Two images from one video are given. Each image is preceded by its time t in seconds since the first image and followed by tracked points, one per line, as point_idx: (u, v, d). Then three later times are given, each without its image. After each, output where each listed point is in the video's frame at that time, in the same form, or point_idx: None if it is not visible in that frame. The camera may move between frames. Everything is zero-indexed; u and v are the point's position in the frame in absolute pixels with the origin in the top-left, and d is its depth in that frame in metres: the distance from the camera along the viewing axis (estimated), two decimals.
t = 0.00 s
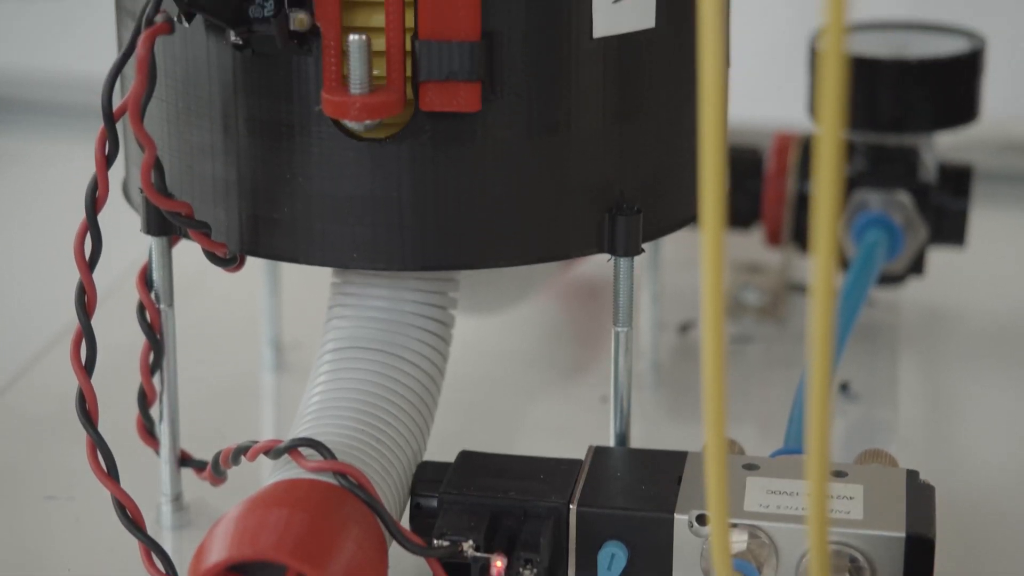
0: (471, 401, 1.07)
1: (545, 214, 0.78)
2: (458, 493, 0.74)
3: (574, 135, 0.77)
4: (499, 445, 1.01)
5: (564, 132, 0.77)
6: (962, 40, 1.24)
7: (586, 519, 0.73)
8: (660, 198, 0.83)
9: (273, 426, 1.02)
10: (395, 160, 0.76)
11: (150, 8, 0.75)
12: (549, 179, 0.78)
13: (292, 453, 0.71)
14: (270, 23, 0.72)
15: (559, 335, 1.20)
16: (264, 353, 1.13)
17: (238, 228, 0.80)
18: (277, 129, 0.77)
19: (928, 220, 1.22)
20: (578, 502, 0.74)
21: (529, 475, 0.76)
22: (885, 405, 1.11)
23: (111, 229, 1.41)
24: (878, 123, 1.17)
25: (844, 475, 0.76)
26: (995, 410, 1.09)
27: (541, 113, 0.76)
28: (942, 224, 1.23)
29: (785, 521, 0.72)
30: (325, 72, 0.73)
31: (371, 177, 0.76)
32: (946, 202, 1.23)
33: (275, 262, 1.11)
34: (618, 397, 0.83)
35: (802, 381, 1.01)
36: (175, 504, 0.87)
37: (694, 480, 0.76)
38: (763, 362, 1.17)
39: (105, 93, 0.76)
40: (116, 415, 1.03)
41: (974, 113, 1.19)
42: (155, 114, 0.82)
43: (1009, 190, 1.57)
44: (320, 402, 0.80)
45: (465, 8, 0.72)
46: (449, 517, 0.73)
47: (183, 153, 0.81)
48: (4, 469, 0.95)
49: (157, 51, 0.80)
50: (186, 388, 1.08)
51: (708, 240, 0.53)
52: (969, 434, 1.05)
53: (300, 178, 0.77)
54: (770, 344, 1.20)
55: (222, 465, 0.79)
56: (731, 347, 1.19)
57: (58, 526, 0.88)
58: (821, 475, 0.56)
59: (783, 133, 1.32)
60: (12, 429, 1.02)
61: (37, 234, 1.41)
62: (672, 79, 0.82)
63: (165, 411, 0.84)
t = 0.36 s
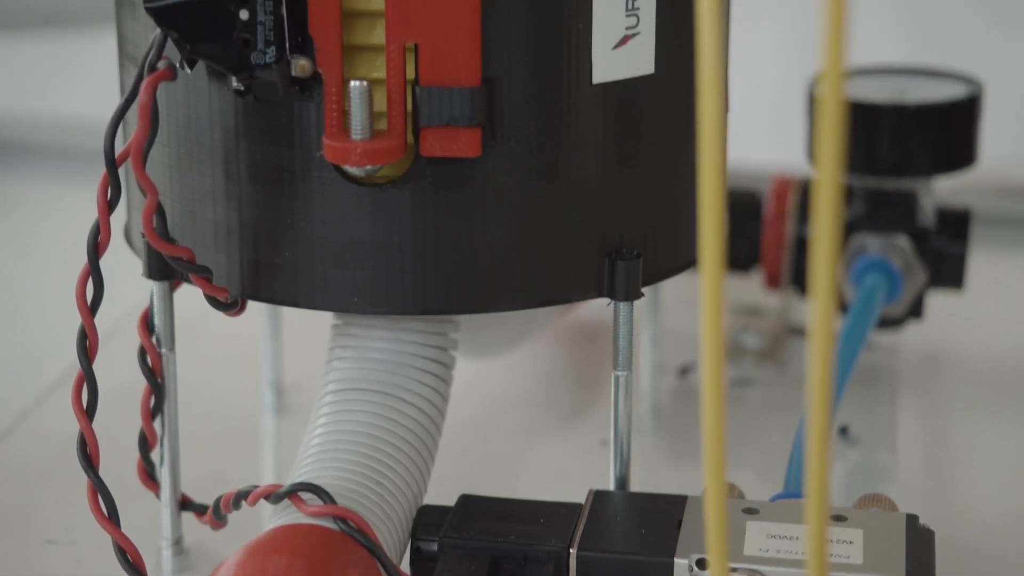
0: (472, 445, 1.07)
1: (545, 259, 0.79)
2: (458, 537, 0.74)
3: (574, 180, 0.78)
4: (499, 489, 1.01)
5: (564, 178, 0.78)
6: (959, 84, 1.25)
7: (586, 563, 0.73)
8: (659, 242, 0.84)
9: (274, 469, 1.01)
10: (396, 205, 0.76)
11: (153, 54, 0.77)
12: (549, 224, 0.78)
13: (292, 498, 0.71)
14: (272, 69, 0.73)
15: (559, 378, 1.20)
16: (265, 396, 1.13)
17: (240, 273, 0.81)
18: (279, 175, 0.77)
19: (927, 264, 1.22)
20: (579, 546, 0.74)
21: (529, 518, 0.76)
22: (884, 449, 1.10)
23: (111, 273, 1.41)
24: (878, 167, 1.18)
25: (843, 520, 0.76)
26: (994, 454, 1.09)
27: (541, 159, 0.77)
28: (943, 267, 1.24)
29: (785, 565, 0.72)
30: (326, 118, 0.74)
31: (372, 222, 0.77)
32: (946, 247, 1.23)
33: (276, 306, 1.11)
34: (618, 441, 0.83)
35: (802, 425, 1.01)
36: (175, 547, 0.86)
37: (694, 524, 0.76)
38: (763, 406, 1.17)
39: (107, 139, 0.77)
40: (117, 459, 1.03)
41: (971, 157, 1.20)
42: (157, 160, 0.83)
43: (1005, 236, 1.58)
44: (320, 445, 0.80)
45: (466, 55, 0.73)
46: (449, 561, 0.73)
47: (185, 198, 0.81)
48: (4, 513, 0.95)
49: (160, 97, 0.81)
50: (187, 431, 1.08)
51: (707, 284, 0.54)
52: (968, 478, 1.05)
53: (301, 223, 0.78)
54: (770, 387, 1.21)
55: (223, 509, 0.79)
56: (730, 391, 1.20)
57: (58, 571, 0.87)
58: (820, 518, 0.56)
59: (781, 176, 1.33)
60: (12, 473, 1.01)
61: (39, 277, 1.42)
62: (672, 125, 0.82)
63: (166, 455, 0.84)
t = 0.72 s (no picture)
0: (472, 486, 1.07)
1: (545, 301, 0.79)
2: None
3: (574, 223, 0.79)
4: (500, 531, 1.01)
5: (564, 220, 0.78)
6: (957, 126, 1.26)
7: None
8: (659, 284, 0.84)
9: (274, 511, 1.01)
10: (397, 248, 0.77)
11: (154, 98, 0.78)
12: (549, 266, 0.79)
13: (292, 540, 0.71)
14: (274, 112, 0.73)
15: (559, 418, 1.20)
16: (265, 437, 1.13)
17: (241, 315, 0.81)
18: (280, 218, 0.78)
19: (925, 306, 1.22)
20: None
21: (529, 561, 0.77)
22: (884, 490, 1.10)
23: (111, 314, 1.41)
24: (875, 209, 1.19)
25: (843, 562, 0.76)
26: (994, 496, 1.09)
27: (541, 201, 0.77)
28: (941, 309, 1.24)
29: None
30: (327, 160, 0.75)
31: (372, 265, 0.77)
32: (943, 287, 1.24)
33: (277, 349, 1.11)
34: (617, 483, 0.83)
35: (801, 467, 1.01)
36: None
37: (694, 566, 0.76)
38: (763, 446, 1.17)
39: (109, 183, 0.78)
40: (118, 501, 1.03)
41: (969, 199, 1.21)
42: (158, 203, 0.83)
43: (1004, 278, 1.58)
44: (321, 486, 0.80)
45: (467, 100, 0.73)
46: None
47: (186, 241, 0.82)
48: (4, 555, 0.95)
49: (161, 141, 0.82)
50: (187, 472, 1.08)
51: (707, 325, 0.54)
52: (968, 520, 1.04)
53: (302, 265, 0.78)
54: (770, 429, 1.20)
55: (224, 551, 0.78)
56: (730, 432, 1.20)
57: None
58: (819, 559, 0.56)
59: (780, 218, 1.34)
60: (13, 514, 1.01)
61: (41, 317, 1.42)
62: (671, 167, 0.83)
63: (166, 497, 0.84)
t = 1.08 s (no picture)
0: (472, 523, 1.07)
1: (545, 338, 0.79)
2: None
3: (574, 261, 0.79)
4: (500, 568, 1.00)
5: (564, 257, 0.79)
6: (956, 164, 1.27)
7: None
8: (659, 320, 0.84)
9: (274, 548, 1.01)
10: (398, 285, 0.77)
11: (156, 137, 0.78)
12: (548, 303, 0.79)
13: None
14: (277, 150, 0.74)
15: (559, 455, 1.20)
16: (265, 473, 1.13)
17: (242, 352, 0.81)
18: (281, 255, 0.78)
19: (925, 342, 1.21)
20: None
21: None
22: (884, 527, 1.10)
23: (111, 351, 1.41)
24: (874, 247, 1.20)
25: None
26: (994, 533, 1.08)
27: (542, 239, 0.78)
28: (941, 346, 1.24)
29: None
30: (327, 189, 0.76)
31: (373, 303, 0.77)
32: (942, 323, 1.24)
33: (277, 386, 1.12)
34: (617, 520, 0.83)
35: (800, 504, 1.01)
36: None
37: None
38: (764, 483, 1.17)
39: (111, 222, 0.78)
40: (117, 537, 1.03)
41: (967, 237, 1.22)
42: (160, 241, 0.84)
43: (1004, 315, 1.59)
44: (323, 524, 0.80)
45: (467, 138, 0.74)
46: None
47: (187, 277, 0.82)
48: None
49: (163, 180, 0.82)
50: (186, 507, 1.08)
51: (707, 361, 0.55)
52: (968, 558, 1.04)
53: (303, 303, 0.79)
54: (770, 465, 1.20)
55: None
56: (730, 468, 1.19)
57: None
58: None
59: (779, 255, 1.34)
60: (11, 550, 1.01)
61: (43, 354, 1.42)
62: (671, 204, 0.83)
63: (167, 533, 0.84)
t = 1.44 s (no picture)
0: (473, 559, 1.07)
1: (544, 373, 0.80)
2: None
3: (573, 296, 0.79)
4: None
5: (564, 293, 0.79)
6: (955, 200, 1.27)
7: None
8: (660, 355, 0.85)
9: None
10: (398, 321, 0.77)
11: (159, 173, 0.79)
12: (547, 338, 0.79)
13: None
14: (278, 186, 0.75)
15: (559, 490, 1.20)
16: (265, 507, 1.14)
17: (242, 388, 0.82)
18: (281, 291, 0.79)
19: (925, 377, 1.21)
20: None
21: None
22: (883, 561, 1.10)
23: (114, 386, 1.41)
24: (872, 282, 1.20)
25: None
26: (993, 568, 1.08)
27: (541, 276, 0.78)
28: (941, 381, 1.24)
29: None
30: (327, 225, 0.76)
31: (373, 339, 0.78)
32: (941, 357, 1.24)
33: (276, 421, 1.12)
34: (618, 556, 0.82)
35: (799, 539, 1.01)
36: None
37: None
38: (764, 518, 1.17)
39: (113, 256, 0.78)
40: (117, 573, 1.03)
41: (965, 272, 1.22)
42: (161, 277, 0.84)
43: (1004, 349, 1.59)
44: (322, 561, 0.80)
45: (466, 174, 0.75)
46: None
47: (188, 313, 0.83)
48: None
49: (165, 216, 0.83)
50: (186, 542, 1.08)
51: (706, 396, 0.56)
52: None
53: (303, 339, 0.79)
54: (769, 500, 1.20)
55: None
56: (730, 503, 1.19)
57: None
58: None
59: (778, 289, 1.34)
60: None
61: (44, 388, 1.42)
62: (670, 240, 0.84)
63: (167, 568, 0.85)
